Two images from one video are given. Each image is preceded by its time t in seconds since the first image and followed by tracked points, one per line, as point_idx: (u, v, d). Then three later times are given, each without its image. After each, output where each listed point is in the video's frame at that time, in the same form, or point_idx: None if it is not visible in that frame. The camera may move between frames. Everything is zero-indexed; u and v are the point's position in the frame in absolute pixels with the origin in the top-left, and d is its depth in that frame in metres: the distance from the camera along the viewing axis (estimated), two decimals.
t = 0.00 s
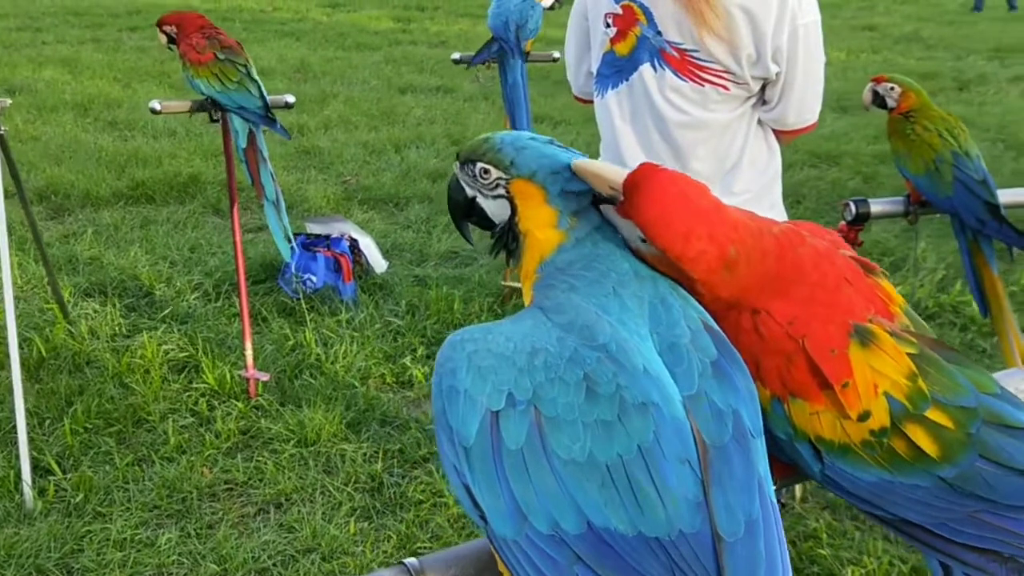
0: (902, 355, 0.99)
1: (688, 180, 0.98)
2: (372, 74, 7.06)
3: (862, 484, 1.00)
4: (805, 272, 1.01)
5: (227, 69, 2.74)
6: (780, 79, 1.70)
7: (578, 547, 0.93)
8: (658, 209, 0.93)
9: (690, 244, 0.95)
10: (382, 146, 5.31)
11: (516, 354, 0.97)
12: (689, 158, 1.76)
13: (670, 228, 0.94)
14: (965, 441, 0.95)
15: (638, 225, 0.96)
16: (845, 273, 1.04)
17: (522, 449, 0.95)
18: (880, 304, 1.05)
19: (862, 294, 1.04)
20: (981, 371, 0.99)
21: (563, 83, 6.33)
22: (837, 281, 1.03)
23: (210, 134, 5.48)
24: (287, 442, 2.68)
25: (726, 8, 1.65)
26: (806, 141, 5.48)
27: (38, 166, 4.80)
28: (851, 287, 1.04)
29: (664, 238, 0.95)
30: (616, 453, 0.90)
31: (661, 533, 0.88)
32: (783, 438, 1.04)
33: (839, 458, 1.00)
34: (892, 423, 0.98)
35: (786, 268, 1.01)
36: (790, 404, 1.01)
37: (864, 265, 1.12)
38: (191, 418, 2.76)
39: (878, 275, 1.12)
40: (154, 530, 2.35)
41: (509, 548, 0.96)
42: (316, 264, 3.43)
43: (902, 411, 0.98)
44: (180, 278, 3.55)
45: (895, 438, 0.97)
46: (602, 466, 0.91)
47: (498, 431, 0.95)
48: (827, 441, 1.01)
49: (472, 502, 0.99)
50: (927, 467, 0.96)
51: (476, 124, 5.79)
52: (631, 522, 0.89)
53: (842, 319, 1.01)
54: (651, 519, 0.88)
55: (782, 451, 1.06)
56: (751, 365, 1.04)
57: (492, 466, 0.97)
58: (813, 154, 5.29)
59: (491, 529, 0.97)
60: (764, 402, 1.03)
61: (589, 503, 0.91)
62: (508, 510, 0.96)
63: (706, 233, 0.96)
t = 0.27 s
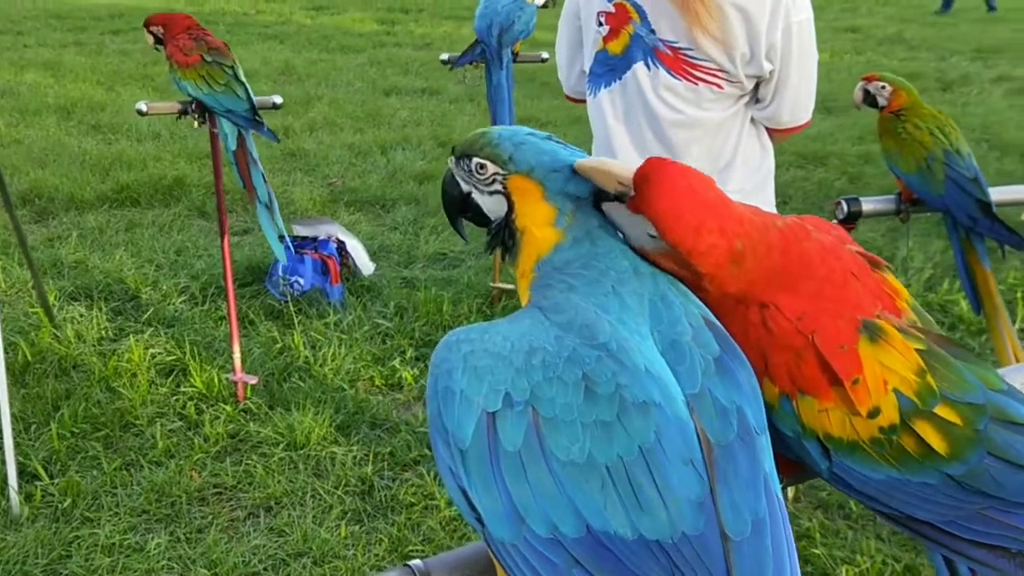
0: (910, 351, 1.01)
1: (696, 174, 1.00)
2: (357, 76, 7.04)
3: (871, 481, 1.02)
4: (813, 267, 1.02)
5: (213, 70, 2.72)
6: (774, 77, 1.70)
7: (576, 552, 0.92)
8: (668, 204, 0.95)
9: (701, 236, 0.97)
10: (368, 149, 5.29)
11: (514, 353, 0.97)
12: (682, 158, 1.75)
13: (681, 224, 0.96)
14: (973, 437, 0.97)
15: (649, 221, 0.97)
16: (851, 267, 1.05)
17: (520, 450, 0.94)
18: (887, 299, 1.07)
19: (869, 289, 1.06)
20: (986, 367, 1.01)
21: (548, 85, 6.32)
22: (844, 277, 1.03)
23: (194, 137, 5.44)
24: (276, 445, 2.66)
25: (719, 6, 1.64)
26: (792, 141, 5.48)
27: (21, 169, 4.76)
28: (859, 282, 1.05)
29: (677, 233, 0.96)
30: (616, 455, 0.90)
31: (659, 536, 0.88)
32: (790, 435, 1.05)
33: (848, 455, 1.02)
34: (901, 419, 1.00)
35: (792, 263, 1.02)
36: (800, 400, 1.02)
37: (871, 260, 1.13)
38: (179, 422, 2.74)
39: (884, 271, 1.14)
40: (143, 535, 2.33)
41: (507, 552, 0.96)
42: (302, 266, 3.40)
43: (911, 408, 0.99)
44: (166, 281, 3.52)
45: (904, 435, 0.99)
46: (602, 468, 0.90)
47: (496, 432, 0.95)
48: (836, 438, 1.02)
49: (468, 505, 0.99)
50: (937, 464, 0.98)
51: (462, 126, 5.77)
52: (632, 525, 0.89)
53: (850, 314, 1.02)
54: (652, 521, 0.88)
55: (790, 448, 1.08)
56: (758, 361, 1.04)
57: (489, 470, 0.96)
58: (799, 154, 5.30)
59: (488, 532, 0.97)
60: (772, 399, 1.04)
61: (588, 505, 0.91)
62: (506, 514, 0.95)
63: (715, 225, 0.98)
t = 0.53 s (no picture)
0: (911, 349, 1.00)
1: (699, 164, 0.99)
2: (346, 77, 7.03)
3: (872, 481, 1.02)
4: (812, 263, 1.01)
5: (203, 72, 2.71)
6: (768, 75, 1.70)
7: (570, 555, 0.91)
8: (674, 193, 0.95)
9: (707, 222, 0.96)
10: (357, 150, 5.28)
11: (505, 356, 0.94)
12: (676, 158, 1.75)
13: (692, 204, 0.96)
14: (973, 436, 0.97)
15: (655, 209, 0.96)
16: (851, 265, 1.04)
17: (512, 454, 0.92)
18: (887, 297, 1.06)
19: (870, 287, 1.04)
20: (986, 366, 1.01)
21: (538, 85, 6.32)
22: (844, 274, 1.02)
23: (183, 139, 5.42)
24: (267, 447, 2.64)
25: (713, 5, 1.64)
26: (781, 142, 5.49)
27: (9, 171, 4.73)
28: (858, 280, 1.04)
29: (682, 221, 0.96)
30: (609, 457, 0.88)
31: (653, 539, 0.86)
32: (791, 435, 1.04)
33: (849, 455, 1.01)
34: (902, 418, 1.00)
35: (793, 259, 1.00)
36: (800, 399, 1.01)
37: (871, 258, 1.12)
38: (169, 424, 2.72)
39: (885, 269, 1.13)
40: (133, 538, 2.32)
41: (501, 557, 0.94)
42: (292, 266, 3.39)
43: (911, 406, 0.99)
44: (156, 282, 3.50)
45: (906, 435, 0.99)
46: (596, 472, 0.88)
47: (487, 436, 0.92)
48: (837, 437, 1.01)
49: (460, 509, 0.97)
50: (937, 463, 0.98)
51: (452, 126, 5.77)
52: (627, 529, 0.87)
53: (852, 312, 1.01)
54: (647, 524, 0.86)
55: (789, 448, 1.06)
56: (759, 360, 1.02)
57: (481, 475, 0.94)
58: (789, 154, 5.30)
59: (481, 535, 0.94)
60: (773, 398, 1.02)
61: (582, 509, 0.89)
62: (499, 519, 0.93)
63: (721, 213, 0.97)
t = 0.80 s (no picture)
0: (907, 347, 1.05)
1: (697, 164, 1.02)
2: (334, 78, 7.01)
3: (869, 480, 1.07)
4: (805, 263, 1.05)
5: (194, 74, 2.74)
6: (759, 76, 1.70)
7: (564, 561, 0.92)
8: (673, 189, 0.98)
9: (704, 218, 1.00)
10: (346, 151, 5.26)
11: (495, 362, 0.95)
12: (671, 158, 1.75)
13: (688, 201, 0.99)
14: (969, 434, 1.01)
15: (651, 205, 0.99)
16: (844, 263, 1.08)
17: (504, 460, 0.93)
18: (881, 296, 1.10)
19: (863, 286, 1.08)
20: (981, 365, 1.05)
21: (527, 86, 6.32)
22: (838, 273, 1.06)
23: (171, 140, 5.40)
24: (257, 450, 2.63)
25: (705, 6, 1.64)
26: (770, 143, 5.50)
27: None
28: (852, 279, 1.08)
29: (679, 219, 0.99)
30: (602, 462, 0.89)
31: (645, 544, 0.88)
32: (789, 437, 1.08)
33: (846, 454, 1.06)
34: (899, 417, 1.04)
35: (788, 259, 1.04)
36: (797, 399, 1.05)
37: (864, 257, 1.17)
38: (159, 427, 2.71)
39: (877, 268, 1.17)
40: (124, 542, 2.31)
41: (495, 564, 0.95)
42: (282, 268, 3.39)
43: (909, 405, 1.04)
44: (144, 285, 3.49)
45: (903, 433, 1.03)
46: (588, 477, 0.90)
47: (479, 441, 0.94)
48: (834, 437, 1.06)
49: (454, 517, 0.98)
50: (934, 462, 1.02)
51: (441, 128, 5.76)
52: (621, 534, 0.89)
53: (848, 311, 1.05)
54: (640, 529, 0.88)
55: (786, 449, 1.11)
56: (756, 360, 1.06)
57: (474, 481, 0.95)
58: (778, 154, 5.31)
59: (475, 542, 0.96)
60: (770, 398, 1.07)
61: (575, 515, 0.90)
62: (493, 526, 0.94)
63: (716, 210, 1.01)
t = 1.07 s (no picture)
0: (892, 343, 1.06)
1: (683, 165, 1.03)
2: (317, 82, 7.00)
3: (858, 479, 1.07)
4: (789, 263, 1.07)
5: (174, 78, 2.72)
6: (746, 79, 1.71)
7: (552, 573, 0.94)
8: (661, 184, 0.99)
9: (691, 218, 1.01)
10: (330, 154, 5.25)
11: (477, 375, 0.97)
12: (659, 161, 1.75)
13: (675, 200, 1.00)
14: (957, 428, 1.01)
15: (638, 203, 1.00)
16: (828, 263, 1.10)
17: (488, 473, 0.95)
18: (866, 294, 1.11)
19: (848, 285, 1.10)
20: (966, 360, 1.05)
21: (511, 90, 6.32)
22: (822, 272, 1.08)
23: (153, 144, 5.38)
24: (243, 455, 2.62)
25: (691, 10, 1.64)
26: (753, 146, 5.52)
27: None
28: (837, 278, 1.10)
29: (668, 220, 1.00)
30: (586, 472, 0.91)
31: (635, 554, 0.89)
32: (778, 437, 1.10)
33: (834, 453, 1.06)
34: (887, 414, 1.05)
35: (772, 260, 1.06)
36: (785, 400, 1.07)
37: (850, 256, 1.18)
38: (144, 433, 2.69)
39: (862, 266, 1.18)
40: (109, 548, 2.29)
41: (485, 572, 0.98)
42: (267, 272, 3.38)
43: (896, 401, 1.04)
44: (128, 290, 3.47)
45: (890, 430, 1.04)
46: (572, 489, 0.91)
47: (464, 454, 0.96)
48: (823, 436, 1.07)
49: (440, 527, 1.01)
50: (922, 458, 1.02)
51: (425, 131, 5.76)
52: (605, 544, 0.90)
53: (834, 309, 1.07)
54: (626, 540, 0.89)
55: (775, 451, 1.12)
56: (742, 363, 1.08)
57: (461, 493, 0.98)
58: (761, 157, 5.33)
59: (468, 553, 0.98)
60: (758, 399, 1.08)
61: (561, 527, 0.92)
62: (481, 539, 0.97)
63: (703, 210, 1.02)
